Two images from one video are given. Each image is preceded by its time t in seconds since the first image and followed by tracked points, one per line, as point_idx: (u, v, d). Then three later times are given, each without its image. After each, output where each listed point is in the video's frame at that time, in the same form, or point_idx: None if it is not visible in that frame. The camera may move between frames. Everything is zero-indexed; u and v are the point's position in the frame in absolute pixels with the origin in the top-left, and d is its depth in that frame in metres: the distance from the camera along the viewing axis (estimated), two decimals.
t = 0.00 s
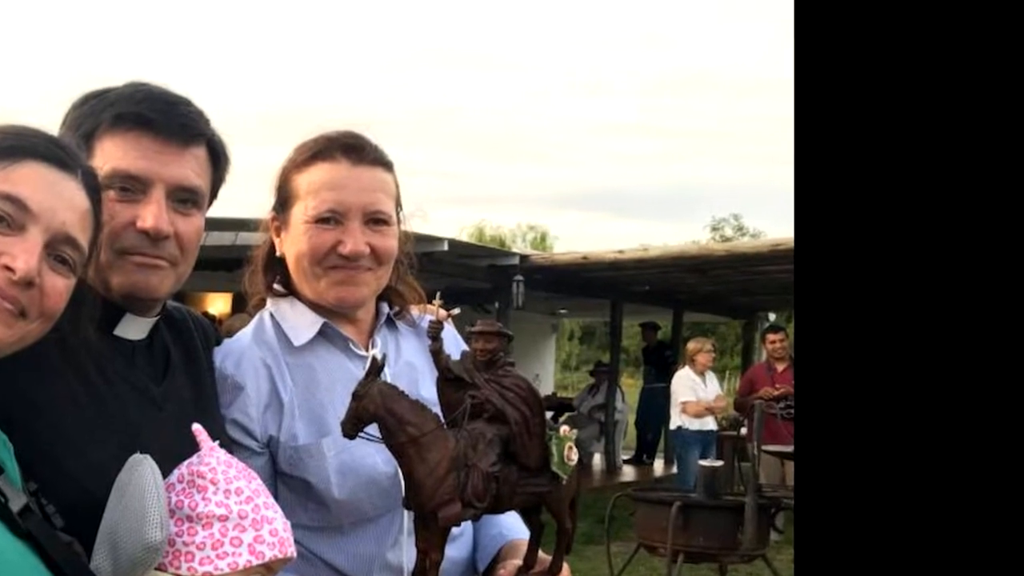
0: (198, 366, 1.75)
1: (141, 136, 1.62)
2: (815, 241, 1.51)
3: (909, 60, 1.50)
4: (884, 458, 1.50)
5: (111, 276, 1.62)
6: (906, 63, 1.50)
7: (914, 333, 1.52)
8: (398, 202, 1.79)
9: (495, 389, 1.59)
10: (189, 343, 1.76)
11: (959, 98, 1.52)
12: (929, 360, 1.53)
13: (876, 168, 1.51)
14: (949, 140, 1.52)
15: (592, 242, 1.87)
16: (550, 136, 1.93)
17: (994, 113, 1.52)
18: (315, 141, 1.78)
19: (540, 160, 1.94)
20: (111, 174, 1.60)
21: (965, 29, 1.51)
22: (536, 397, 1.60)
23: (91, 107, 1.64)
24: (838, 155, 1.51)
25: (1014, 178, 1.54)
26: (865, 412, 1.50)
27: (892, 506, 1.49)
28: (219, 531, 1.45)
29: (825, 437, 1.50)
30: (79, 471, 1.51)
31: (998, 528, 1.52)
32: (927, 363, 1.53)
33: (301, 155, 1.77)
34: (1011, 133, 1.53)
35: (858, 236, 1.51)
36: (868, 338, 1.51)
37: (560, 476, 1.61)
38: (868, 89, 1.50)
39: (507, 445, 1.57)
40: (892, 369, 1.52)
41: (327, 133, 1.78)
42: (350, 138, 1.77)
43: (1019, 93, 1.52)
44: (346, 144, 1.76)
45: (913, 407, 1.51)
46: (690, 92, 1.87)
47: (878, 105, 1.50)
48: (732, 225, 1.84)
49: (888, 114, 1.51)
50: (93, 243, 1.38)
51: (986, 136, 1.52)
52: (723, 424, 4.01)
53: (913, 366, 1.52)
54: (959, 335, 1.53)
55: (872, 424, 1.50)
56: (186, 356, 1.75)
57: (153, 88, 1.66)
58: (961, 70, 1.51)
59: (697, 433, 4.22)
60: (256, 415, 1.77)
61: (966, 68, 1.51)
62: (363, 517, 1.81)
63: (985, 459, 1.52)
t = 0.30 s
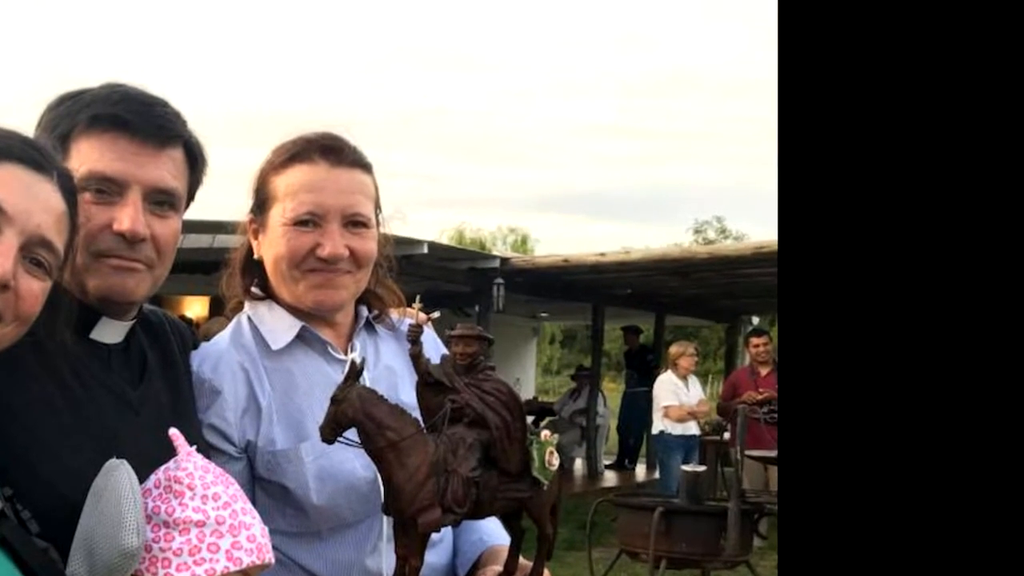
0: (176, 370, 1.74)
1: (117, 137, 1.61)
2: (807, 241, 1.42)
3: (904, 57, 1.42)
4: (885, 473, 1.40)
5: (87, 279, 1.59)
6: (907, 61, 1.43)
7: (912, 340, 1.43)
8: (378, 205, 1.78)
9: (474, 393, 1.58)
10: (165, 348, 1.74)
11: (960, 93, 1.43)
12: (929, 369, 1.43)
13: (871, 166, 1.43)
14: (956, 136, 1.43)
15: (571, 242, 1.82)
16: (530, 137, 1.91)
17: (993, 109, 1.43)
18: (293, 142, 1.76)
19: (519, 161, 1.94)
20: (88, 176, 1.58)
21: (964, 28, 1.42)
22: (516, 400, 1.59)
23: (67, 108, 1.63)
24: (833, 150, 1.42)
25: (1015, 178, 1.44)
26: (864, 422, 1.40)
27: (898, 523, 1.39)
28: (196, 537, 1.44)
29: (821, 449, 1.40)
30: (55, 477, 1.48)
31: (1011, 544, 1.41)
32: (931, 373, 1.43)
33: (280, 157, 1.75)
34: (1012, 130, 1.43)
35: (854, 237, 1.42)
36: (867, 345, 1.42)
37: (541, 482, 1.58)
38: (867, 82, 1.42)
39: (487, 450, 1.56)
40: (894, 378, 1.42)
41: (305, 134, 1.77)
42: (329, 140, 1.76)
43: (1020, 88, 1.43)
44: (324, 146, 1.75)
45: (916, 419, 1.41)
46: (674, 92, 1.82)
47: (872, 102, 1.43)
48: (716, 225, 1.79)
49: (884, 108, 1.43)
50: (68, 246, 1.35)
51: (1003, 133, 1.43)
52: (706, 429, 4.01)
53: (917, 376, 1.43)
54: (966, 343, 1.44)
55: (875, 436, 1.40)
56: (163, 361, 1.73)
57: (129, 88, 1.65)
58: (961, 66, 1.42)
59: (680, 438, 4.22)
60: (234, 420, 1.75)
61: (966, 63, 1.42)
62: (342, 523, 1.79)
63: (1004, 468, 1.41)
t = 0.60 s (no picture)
0: (157, 372, 1.72)
1: (96, 138, 1.59)
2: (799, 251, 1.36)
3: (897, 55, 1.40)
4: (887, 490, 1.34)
5: (66, 281, 1.59)
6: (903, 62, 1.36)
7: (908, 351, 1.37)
8: (360, 207, 1.76)
9: (457, 396, 1.56)
10: (146, 351, 1.73)
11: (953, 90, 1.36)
12: (931, 383, 1.37)
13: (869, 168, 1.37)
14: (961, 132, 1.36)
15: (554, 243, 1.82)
16: (514, 140, 1.93)
17: (986, 108, 1.36)
18: (275, 144, 1.75)
19: (500, 162, 1.95)
20: (66, 178, 1.56)
21: (962, 26, 1.35)
22: (499, 404, 1.57)
23: (46, 109, 1.61)
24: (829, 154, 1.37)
25: (1006, 177, 1.37)
26: (864, 437, 1.35)
27: (901, 543, 1.33)
28: (177, 542, 1.42)
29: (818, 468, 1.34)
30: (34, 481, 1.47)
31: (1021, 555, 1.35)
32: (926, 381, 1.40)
33: (261, 158, 1.74)
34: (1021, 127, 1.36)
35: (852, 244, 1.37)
36: (865, 357, 1.37)
37: (524, 486, 1.58)
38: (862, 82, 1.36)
39: (470, 454, 1.54)
40: (893, 392, 1.36)
41: (286, 136, 1.76)
42: (311, 141, 1.74)
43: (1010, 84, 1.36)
44: (305, 147, 1.74)
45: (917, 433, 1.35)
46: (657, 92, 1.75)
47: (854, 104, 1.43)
48: (700, 227, 1.74)
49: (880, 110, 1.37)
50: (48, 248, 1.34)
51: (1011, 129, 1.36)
52: (691, 432, 4.00)
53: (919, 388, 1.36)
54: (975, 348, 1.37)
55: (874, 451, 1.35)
56: (143, 364, 1.71)
57: (107, 89, 1.64)
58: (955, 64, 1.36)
59: (664, 442, 4.22)
60: (215, 423, 1.74)
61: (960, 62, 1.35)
62: (323, 527, 1.78)
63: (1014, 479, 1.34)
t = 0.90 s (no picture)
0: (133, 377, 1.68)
1: (72, 140, 1.57)
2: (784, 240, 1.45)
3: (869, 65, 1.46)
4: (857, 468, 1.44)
5: (40, 284, 1.55)
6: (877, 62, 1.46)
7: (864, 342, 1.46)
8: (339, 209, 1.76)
9: (436, 400, 1.55)
10: (123, 353, 1.68)
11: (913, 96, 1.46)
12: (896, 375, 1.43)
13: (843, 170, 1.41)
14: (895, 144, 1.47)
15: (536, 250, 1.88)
16: (494, 140, 1.91)
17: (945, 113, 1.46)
18: (251, 145, 1.73)
19: (484, 165, 1.92)
20: (41, 179, 1.55)
21: (946, 25, 1.44)
22: (479, 408, 1.56)
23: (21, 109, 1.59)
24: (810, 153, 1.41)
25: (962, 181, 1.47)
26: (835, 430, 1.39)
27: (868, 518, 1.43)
28: (153, 548, 1.39)
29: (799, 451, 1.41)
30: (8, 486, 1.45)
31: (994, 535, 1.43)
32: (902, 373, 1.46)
33: (237, 160, 1.73)
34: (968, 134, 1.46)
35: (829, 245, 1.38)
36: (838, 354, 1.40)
37: (504, 491, 1.57)
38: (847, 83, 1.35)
39: (450, 459, 1.53)
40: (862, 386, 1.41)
41: (263, 137, 1.74)
42: (288, 143, 1.74)
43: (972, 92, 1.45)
44: (283, 149, 1.73)
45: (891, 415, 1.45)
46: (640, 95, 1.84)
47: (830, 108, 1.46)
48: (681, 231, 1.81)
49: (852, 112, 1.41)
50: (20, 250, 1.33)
51: (978, 132, 1.45)
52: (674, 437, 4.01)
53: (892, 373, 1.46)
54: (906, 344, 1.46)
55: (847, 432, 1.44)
56: (119, 367, 1.66)
57: (83, 89, 1.63)
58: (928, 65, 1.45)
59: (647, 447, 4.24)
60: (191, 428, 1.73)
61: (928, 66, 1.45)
62: (301, 534, 1.76)
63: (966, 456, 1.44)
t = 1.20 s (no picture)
0: (111, 380, 1.68)
1: (51, 141, 1.55)
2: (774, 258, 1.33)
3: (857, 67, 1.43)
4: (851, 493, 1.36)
5: (19, 287, 1.53)
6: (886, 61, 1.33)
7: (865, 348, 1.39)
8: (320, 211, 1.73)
9: (418, 405, 1.54)
10: (100, 359, 1.69)
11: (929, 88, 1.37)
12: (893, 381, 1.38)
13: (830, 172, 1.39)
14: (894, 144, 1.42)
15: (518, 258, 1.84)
16: (479, 143, 1.90)
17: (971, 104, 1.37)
18: (232, 147, 1.71)
19: (464, 165, 1.94)
20: (19, 182, 1.53)
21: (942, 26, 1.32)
22: (461, 413, 1.55)
23: None
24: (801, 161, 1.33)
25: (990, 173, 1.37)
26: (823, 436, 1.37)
27: (862, 545, 1.36)
28: (132, 554, 1.38)
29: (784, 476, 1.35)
30: None
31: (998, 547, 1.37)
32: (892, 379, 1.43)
33: (218, 162, 1.71)
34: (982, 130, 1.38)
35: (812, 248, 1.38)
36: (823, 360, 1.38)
37: (487, 496, 1.54)
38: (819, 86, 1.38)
39: (432, 464, 1.52)
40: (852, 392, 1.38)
41: (244, 139, 1.72)
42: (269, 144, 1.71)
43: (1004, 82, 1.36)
44: (264, 151, 1.70)
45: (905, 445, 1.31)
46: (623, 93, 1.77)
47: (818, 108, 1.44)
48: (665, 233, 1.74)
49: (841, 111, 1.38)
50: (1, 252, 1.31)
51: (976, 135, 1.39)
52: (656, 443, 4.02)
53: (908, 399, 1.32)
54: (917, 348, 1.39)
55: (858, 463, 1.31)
56: (98, 371, 1.67)
57: (61, 90, 1.61)
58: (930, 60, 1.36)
59: (629, 452, 4.25)
60: (171, 432, 1.71)
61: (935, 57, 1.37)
62: (282, 539, 1.75)
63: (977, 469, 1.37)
